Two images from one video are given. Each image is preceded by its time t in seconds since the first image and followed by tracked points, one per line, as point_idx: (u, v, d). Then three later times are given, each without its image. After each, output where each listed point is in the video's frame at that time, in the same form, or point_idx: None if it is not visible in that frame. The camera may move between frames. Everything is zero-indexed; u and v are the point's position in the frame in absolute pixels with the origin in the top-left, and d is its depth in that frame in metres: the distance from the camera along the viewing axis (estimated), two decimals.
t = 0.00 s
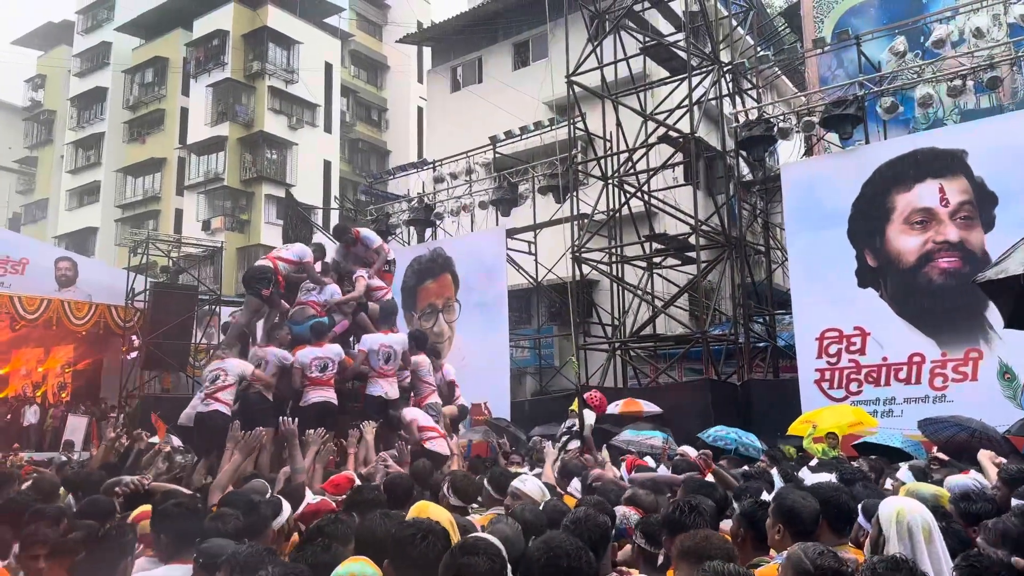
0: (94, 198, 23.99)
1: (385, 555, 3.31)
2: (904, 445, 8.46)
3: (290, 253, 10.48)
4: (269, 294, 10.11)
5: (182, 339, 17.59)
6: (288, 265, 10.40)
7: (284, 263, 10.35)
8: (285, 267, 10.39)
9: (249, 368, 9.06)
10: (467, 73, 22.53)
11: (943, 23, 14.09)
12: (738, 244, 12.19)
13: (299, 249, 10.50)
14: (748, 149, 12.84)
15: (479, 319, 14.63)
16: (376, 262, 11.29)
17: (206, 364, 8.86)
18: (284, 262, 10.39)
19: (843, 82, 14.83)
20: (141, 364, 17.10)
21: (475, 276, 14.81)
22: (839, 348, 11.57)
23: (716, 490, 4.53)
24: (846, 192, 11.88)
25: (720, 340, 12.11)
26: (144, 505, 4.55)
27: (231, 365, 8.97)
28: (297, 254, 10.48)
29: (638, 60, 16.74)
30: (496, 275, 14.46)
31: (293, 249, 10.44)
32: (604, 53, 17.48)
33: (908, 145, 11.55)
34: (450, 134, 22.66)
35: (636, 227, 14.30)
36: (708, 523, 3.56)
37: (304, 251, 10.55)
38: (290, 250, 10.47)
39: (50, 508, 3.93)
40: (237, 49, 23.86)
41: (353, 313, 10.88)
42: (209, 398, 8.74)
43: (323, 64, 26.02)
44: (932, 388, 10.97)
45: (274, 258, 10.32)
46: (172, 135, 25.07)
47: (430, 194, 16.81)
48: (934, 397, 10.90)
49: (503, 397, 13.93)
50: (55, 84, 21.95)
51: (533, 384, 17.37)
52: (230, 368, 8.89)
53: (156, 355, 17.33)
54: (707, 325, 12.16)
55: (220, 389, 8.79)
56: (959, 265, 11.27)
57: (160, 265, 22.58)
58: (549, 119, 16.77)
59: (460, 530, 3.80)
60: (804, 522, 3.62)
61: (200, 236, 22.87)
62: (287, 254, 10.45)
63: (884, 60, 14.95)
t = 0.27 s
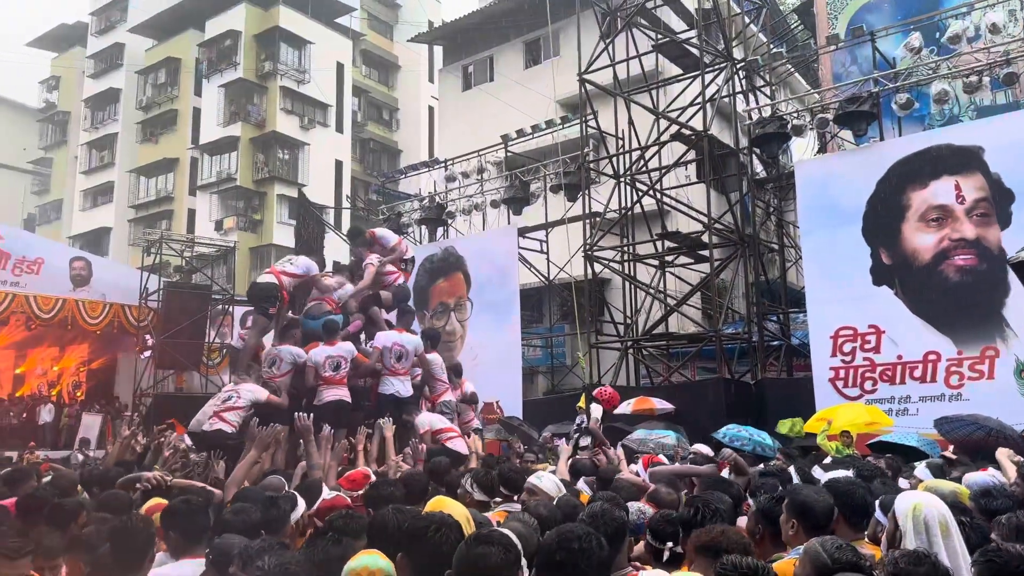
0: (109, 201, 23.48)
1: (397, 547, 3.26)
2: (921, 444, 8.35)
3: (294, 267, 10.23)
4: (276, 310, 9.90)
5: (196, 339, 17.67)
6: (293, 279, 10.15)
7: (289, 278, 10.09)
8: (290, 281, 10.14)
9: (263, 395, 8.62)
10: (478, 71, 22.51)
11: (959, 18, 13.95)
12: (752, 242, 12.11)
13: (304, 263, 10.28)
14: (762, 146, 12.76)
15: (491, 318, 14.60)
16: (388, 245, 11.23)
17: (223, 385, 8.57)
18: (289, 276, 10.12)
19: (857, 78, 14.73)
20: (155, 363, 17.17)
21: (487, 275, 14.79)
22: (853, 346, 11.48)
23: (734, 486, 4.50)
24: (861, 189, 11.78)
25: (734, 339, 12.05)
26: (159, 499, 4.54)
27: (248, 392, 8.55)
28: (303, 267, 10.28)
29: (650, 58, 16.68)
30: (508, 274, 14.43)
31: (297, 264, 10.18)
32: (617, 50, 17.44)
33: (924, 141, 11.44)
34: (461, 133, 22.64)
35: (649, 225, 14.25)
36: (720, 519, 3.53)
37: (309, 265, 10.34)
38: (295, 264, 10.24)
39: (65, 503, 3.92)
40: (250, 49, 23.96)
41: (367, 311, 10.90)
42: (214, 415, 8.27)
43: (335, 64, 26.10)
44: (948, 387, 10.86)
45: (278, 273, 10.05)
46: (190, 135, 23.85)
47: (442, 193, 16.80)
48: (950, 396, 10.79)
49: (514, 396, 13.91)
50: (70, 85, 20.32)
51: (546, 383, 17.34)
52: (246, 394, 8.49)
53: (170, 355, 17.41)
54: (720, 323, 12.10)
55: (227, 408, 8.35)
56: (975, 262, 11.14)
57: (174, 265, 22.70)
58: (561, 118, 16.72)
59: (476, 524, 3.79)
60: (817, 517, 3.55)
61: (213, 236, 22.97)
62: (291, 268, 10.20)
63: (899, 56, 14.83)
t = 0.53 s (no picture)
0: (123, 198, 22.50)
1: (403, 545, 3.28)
2: (930, 443, 8.31)
3: (289, 281, 9.66)
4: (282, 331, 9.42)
5: (206, 337, 17.75)
6: (291, 295, 9.60)
7: (287, 295, 9.54)
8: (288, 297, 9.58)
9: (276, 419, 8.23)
10: (487, 71, 22.54)
11: (970, 15, 13.89)
12: (761, 240, 12.08)
13: (297, 277, 9.68)
14: (771, 144, 12.72)
15: (500, 317, 14.62)
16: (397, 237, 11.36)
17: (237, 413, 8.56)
18: (286, 292, 9.56)
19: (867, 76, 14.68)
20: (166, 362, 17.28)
21: (496, 274, 14.81)
22: (864, 345, 11.44)
23: (745, 484, 4.51)
24: (871, 188, 11.74)
25: (743, 337, 12.03)
26: (169, 496, 4.56)
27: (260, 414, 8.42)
28: (295, 282, 9.69)
29: (659, 57, 16.67)
30: (517, 272, 14.45)
31: (293, 278, 9.61)
32: (626, 49, 17.44)
33: (934, 139, 11.39)
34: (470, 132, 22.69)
35: (658, 224, 14.24)
36: (730, 519, 3.62)
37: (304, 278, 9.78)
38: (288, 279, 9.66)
39: (77, 498, 3.96)
40: (260, 49, 24.07)
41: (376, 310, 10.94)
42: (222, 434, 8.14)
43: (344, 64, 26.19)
44: (958, 386, 10.81)
45: (275, 290, 9.45)
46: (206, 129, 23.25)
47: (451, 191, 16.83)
48: (961, 394, 10.74)
49: (523, 395, 13.92)
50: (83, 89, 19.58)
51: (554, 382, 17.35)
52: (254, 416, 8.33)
53: (180, 353, 17.49)
54: (729, 322, 12.07)
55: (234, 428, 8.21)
56: (986, 261, 11.09)
57: (184, 264, 22.81)
58: (570, 117, 16.72)
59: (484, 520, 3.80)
60: (822, 514, 3.52)
61: (223, 235, 23.10)
62: (286, 284, 9.61)
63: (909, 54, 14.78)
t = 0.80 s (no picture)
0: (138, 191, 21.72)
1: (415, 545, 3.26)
2: (942, 442, 8.23)
3: (290, 291, 9.59)
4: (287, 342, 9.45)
5: (215, 338, 17.80)
6: (292, 305, 9.54)
7: (288, 305, 9.49)
8: (290, 307, 9.54)
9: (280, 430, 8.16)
10: (494, 71, 22.56)
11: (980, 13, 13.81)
12: (770, 240, 12.02)
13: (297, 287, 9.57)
14: (780, 144, 12.66)
15: (508, 317, 14.60)
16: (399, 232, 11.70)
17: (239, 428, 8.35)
18: (287, 303, 9.51)
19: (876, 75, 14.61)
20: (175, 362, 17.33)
21: (504, 274, 14.79)
22: (874, 345, 11.35)
23: (755, 486, 4.48)
24: (881, 187, 11.66)
25: (752, 337, 11.97)
26: (177, 494, 4.56)
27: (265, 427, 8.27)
28: (297, 291, 9.59)
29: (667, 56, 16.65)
30: (525, 273, 14.43)
31: (292, 288, 9.52)
32: (633, 49, 17.43)
33: (945, 138, 11.31)
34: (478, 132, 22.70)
35: (666, 224, 14.19)
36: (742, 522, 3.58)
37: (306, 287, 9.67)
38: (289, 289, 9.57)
39: (87, 496, 3.98)
40: (268, 51, 24.17)
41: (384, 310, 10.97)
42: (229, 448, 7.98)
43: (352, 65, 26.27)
44: (970, 386, 10.72)
45: (275, 303, 9.42)
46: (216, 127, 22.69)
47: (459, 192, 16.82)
48: (972, 395, 10.65)
49: (531, 396, 13.88)
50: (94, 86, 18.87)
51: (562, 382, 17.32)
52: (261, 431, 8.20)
53: (189, 353, 17.54)
54: (738, 322, 12.01)
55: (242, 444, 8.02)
56: (998, 261, 11.02)
57: (194, 265, 22.90)
58: (578, 117, 16.70)
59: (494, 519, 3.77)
60: (829, 513, 3.47)
61: (232, 236, 23.19)
62: (287, 294, 9.55)
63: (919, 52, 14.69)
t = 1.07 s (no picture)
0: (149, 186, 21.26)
1: (428, 550, 3.25)
2: (953, 445, 8.16)
3: (298, 299, 9.60)
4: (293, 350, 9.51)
5: (223, 340, 17.84)
6: (298, 314, 9.57)
7: (293, 313, 9.52)
8: (296, 315, 9.58)
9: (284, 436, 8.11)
10: (501, 74, 22.53)
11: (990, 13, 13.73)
12: (779, 241, 11.96)
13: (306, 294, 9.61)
14: (788, 145, 12.60)
15: (516, 319, 14.57)
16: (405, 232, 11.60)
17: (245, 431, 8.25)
18: (293, 311, 9.53)
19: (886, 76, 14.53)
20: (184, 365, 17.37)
21: (512, 276, 14.77)
22: (884, 347, 11.29)
23: (766, 490, 4.41)
24: (891, 188, 11.60)
25: (761, 339, 11.91)
26: (185, 498, 4.55)
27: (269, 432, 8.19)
28: (305, 300, 9.63)
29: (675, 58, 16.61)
30: (533, 275, 14.41)
31: (300, 297, 9.52)
32: (641, 50, 17.40)
33: (955, 139, 11.24)
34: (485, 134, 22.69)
35: (674, 226, 14.15)
36: (754, 523, 3.42)
37: (314, 295, 9.67)
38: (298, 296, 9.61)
39: (97, 498, 3.99)
40: (275, 54, 24.26)
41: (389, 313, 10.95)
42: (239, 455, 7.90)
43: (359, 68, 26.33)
44: (981, 388, 10.64)
45: (281, 310, 9.47)
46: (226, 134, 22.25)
47: (466, 194, 16.81)
48: (983, 397, 10.57)
49: (539, 398, 13.86)
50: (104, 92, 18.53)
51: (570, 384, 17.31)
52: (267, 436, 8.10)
53: (198, 356, 17.59)
54: (747, 324, 11.95)
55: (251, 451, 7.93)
56: (1008, 262, 10.94)
57: (202, 268, 22.99)
58: (585, 119, 16.67)
59: (506, 523, 3.73)
60: (844, 517, 3.42)
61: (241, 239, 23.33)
62: (294, 302, 9.57)
63: (928, 53, 14.62)
